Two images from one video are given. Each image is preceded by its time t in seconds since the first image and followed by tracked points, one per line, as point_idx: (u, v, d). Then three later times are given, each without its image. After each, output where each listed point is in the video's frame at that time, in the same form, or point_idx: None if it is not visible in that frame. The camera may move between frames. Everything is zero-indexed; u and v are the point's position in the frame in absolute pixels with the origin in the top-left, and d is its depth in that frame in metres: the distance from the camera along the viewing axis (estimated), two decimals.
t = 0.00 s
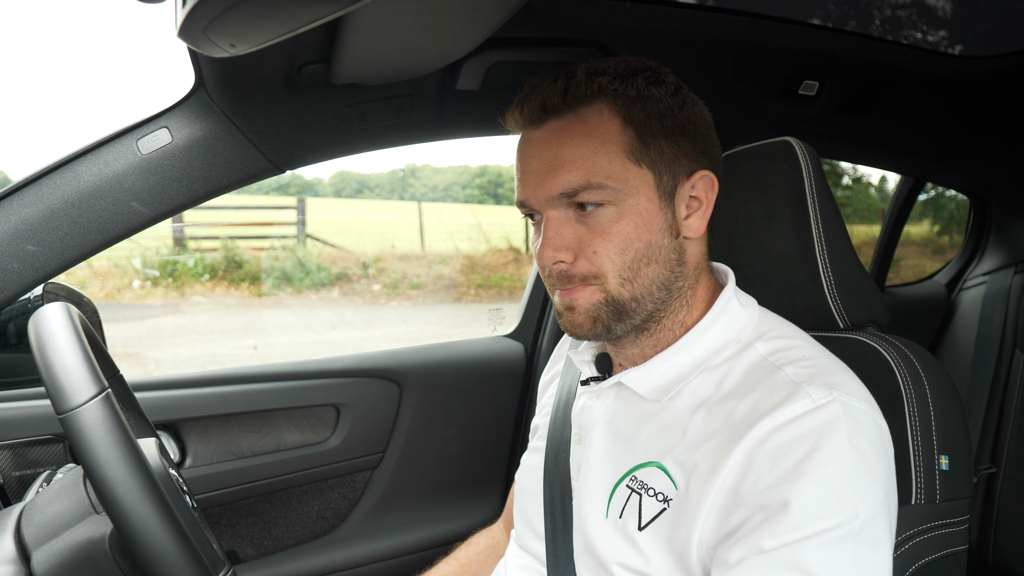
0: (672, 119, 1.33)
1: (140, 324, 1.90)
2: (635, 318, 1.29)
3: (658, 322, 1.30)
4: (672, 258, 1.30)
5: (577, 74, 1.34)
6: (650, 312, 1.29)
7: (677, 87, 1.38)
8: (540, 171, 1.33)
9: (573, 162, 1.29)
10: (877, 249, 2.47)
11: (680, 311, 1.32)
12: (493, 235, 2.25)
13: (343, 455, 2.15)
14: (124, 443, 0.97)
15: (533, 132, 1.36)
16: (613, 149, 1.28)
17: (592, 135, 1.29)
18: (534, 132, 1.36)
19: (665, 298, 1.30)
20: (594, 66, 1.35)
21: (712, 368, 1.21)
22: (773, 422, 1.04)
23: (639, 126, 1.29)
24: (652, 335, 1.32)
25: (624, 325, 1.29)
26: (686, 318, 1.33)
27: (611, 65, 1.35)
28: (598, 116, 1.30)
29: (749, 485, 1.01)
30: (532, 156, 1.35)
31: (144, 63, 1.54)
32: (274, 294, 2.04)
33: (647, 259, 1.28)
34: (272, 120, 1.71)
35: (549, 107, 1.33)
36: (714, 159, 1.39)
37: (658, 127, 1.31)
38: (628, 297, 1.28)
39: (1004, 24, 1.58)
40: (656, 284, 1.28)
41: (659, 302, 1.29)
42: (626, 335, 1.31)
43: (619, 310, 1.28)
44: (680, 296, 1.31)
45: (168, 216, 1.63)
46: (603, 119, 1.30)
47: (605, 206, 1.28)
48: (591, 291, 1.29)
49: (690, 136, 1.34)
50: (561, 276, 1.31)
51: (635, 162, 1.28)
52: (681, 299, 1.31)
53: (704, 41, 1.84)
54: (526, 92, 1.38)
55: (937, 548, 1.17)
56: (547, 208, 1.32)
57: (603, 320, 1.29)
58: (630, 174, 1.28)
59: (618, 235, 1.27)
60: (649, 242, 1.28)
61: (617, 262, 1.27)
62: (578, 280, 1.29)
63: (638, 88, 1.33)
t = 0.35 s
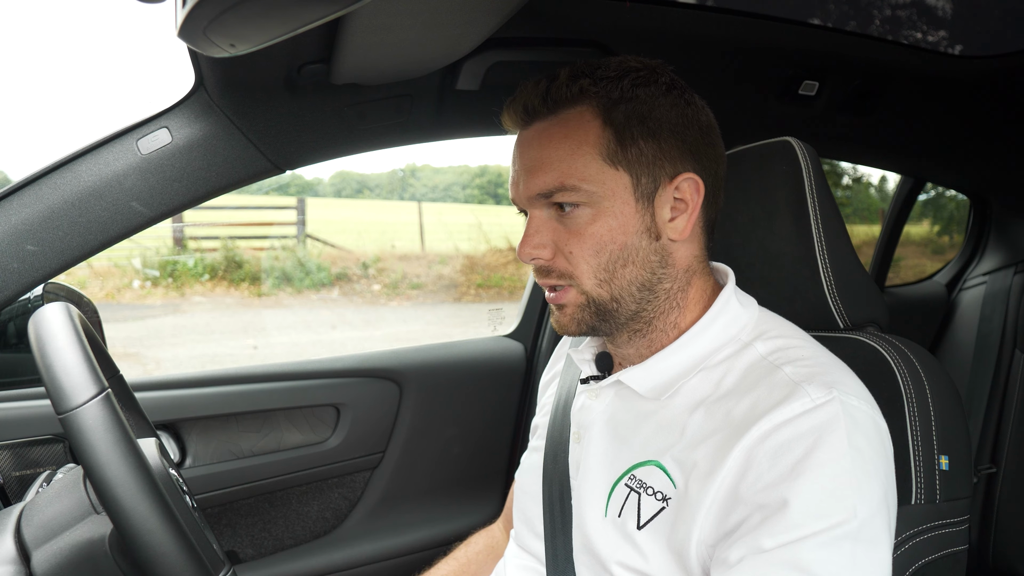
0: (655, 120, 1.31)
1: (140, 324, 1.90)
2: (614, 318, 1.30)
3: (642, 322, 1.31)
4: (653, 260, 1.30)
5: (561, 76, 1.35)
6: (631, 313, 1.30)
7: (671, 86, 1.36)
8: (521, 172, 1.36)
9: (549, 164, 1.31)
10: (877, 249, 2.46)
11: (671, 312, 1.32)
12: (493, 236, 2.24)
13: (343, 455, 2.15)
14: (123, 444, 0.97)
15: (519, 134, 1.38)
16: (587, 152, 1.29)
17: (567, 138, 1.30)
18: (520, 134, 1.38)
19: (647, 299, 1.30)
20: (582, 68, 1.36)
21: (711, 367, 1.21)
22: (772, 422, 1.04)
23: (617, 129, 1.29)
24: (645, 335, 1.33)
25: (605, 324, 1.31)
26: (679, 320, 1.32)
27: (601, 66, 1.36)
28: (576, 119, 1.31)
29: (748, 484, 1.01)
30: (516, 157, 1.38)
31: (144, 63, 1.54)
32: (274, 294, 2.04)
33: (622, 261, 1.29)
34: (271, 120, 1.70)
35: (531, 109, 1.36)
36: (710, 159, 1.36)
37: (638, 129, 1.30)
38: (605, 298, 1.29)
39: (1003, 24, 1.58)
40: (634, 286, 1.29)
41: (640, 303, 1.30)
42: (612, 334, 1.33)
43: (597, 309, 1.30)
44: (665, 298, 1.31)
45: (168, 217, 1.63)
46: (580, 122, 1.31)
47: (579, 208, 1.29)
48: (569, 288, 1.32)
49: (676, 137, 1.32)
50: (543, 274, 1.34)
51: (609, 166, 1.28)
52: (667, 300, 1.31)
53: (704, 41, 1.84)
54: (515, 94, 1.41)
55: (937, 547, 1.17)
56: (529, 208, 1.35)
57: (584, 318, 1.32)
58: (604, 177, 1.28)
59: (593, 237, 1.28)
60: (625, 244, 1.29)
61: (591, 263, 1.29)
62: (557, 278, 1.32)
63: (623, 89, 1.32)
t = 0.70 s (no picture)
0: (671, 119, 1.32)
1: (140, 324, 1.90)
2: (630, 318, 1.29)
3: (654, 322, 1.31)
4: (667, 259, 1.29)
5: (576, 74, 1.34)
6: (646, 313, 1.29)
7: (679, 87, 1.37)
8: (537, 170, 1.34)
9: (569, 162, 1.30)
10: (877, 249, 2.46)
11: (678, 312, 1.32)
12: (493, 236, 2.25)
13: (343, 455, 2.15)
14: (124, 444, 0.97)
15: (532, 132, 1.37)
16: (609, 149, 1.28)
17: (589, 135, 1.29)
18: (533, 131, 1.36)
19: (661, 298, 1.30)
20: (594, 66, 1.35)
21: (711, 368, 1.21)
22: (772, 422, 1.04)
23: (637, 126, 1.29)
24: (649, 334, 1.32)
25: (620, 325, 1.30)
26: (684, 319, 1.32)
27: (612, 65, 1.36)
28: (596, 116, 1.30)
29: (748, 485, 1.01)
30: (529, 155, 1.36)
31: (144, 63, 1.54)
32: (274, 294, 2.04)
33: (641, 259, 1.28)
34: (271, 120, 1.71)
35: (547, 107, 1.34)
36: (715, 161, 1.38)
37: (656, 127, 1.30)
38: (623, 297, 1.28)
39: (1003, 24, 1.58)
40: (651, 284, 1.28)
41: (655, 303, 1.29)
42: (623, 335, 1.32)
43: (614, 309, 1.29)
44: (677, 297, 1.31)
45: (167, 217, 1.63)
46: (601, 119, 1.30)
47: (600, 207, 1.28)
48: (585, 289, 1.30)
49: (690, 137, 1.33)
50: (556, 274, 1.32)
51: (630, 163, 1.28)
52: (679, 300, 1.31)
53: (704, 41, 1.84)
54: (526, 91, 1.39)
55: (937, 547, 1.17)
56: (543, 207, 1.33)
57: (599, 318, 1.29)
58: (625, 174, 1.28)
59: (613, 235, 1.27)
60: (643, 242, 1.28)
61: (611, 262, 1.27)
62: (573, 277, 1.30)
63: (638, 88, 1.33)
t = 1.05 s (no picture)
0: (694, 120, 1.33)
1: (140, 324, 1.90)
2: (658, 319, 1.29)
3: (677, 323, 1.31)
4: (692, 260, 1.30)
5: (606, 70, 1.32)
6: (672, 313, 1.30)
7: (695, 89, 1.38)
8: (569, 167, 1.31)
9: (606, 160, 1.28)
10: (877, 251, 2.46)
11: (692, 311, 1.32)
12: (493, 236, 2.25)
13: (343, 455, 2.15)
14: (124, 444, 0.97)
15: (560, 127, 1.34)
16: (645, 149, 1.28)
17: (625, 133, 1.28)
18: (562, 127, 1.33)
19: (686, 299, 1.30)
20: (621, 63, 1.34)
21: (714, 369, 1.21)
22: (774, 423, 1.04)
23: (667, 126, 1.29)
24: (662, 334, 1.31)
25: (647, 326, 1.29)
26: (697, 319, 1.33)
27: (636, 63, 1.35)
28: (629, 114, 1.29)
29: (751, 485, 1.01)
30: (559, 151, 1.33)
31: (144, 63, 1.54)
32: (274, 295, 2.04)
33: (672, 260, 1.28)
34: (272, 120, 1.71)
35: (579, 102, 1.32)
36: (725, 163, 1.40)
37: (684, 127, 1.31)
38: (654, 297, 1.28)
39: (1003, 25, 1.57)
40: (679, 285, 1.29)
41: (680, 303, 1.30)
42: (645, 337, 1.31)
43: (644, 309, 1.28)
44: (698, 298, 1.32)
45: (168, 217, 1.63)
46: (635, 117, 1.29)
47: (634, 206, 1.27)
48: (617, 290, 1.28)
49: (709, 138, 1.35)
50: (585, 274, 1.30)
51: (664, 163, 1.28)
52: (699, 300, 1.32)
53: (704, 41, 1.84)
54: (552, 86, 1.36)
55: (937, 547, 1.17)
56: (574, 205, 1.31)
57: (628, 320, 1.29)
58: (660, 174, 1.28)
59: (647, 235, 1.26)
60: (674, 243, 1.28)
61: (644, 262, 1.27)
62: (604, 278, 1.28)
63: (664, 87, 1.33)
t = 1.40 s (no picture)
0: (699, 121, 1.33)
1: (140, 324, 1.90)
2: (655, 322, 1.29)
3: (675, 325, 1.31)
4: (692, 263, 1.30)
5: (612, 69, 1.31)
6: (670, 316, 1.29)
7: (702, 89, 1.38)
8: (570, 167, 1.30)
9: (607, 162, 1.27)
10: (877, 250, 2.45)
11: (693, 314, 1.32)
12: (493, 235, 2.26)
13: (343, 455, 2.16)
14: (125, 444, 0.97)
15: (563, 126, 1.33)
16: (648, 151, 1.27)
17: (628, 135, 1.27)
18: (565, 126, 1.32)
19: (684, 302, 1.30)
20: (627, 62, 1.33)
21: (715, 370, 1.21)
22: (776, 423, 1.04)
23: (671, 127, 1.29)
24: (662, 338, 1.31)
25: (645, 328, 1.29)
26: (697, 322, 1.33)
27: (642, 62, 1.34)
28: (633, 115, 1.29)
29: (753, 486, 1.01)
30: (561, 150, 1.32)
31: (144, 63, 1.54)
32: (274, 295, 2.04)
33: (672, 264, 1.27)
34: (271, 120, 1.71)
35: (583, 102, 1.31)
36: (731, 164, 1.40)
37: (688, 129, 1.31)
38: (653, 300, 1.27)
39: (1003, 25, 1.57)
40: (678, 288, 1.29)
41: (678, 307, 1.30)
42: (642, 339, 1.31)
43: (642, 312, 1.28)
44: (696, 301, 1.32)
45: (168, 217, 1.63)
46: (638, 118, 1.28)
47: (634, 209, 1.26)
48: (615, 292, 1.28)
49: (713, 139, 1.35)
50: (584, 275, 1.29)
51: (667, 166, 1.28)
52: (698, 303, 1.32)
53: (704, 41, 1.84)
54: (557, 83, 1.35)
55: (937, 547, 1.17)
56: (574, 206, 1.30)
57: (625, 322, 1.28)
58: (661, 177, 1.27)
59: (647, 238, 1.26)
60: (674, 247, 1.28)
61: (644, 265, 1.26)
62: (603, 279, 1.28)
63: (669, 88, 1.32)
